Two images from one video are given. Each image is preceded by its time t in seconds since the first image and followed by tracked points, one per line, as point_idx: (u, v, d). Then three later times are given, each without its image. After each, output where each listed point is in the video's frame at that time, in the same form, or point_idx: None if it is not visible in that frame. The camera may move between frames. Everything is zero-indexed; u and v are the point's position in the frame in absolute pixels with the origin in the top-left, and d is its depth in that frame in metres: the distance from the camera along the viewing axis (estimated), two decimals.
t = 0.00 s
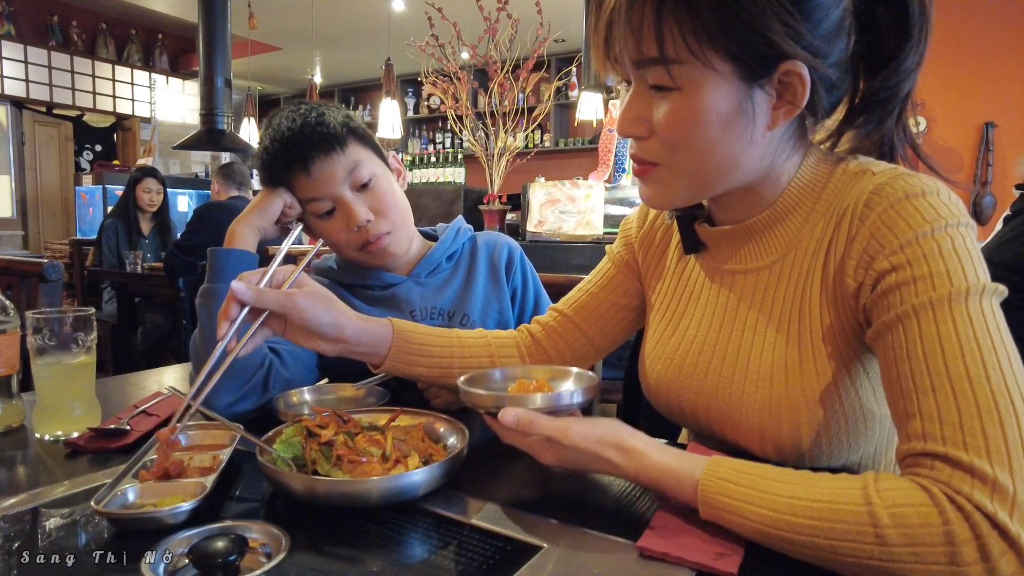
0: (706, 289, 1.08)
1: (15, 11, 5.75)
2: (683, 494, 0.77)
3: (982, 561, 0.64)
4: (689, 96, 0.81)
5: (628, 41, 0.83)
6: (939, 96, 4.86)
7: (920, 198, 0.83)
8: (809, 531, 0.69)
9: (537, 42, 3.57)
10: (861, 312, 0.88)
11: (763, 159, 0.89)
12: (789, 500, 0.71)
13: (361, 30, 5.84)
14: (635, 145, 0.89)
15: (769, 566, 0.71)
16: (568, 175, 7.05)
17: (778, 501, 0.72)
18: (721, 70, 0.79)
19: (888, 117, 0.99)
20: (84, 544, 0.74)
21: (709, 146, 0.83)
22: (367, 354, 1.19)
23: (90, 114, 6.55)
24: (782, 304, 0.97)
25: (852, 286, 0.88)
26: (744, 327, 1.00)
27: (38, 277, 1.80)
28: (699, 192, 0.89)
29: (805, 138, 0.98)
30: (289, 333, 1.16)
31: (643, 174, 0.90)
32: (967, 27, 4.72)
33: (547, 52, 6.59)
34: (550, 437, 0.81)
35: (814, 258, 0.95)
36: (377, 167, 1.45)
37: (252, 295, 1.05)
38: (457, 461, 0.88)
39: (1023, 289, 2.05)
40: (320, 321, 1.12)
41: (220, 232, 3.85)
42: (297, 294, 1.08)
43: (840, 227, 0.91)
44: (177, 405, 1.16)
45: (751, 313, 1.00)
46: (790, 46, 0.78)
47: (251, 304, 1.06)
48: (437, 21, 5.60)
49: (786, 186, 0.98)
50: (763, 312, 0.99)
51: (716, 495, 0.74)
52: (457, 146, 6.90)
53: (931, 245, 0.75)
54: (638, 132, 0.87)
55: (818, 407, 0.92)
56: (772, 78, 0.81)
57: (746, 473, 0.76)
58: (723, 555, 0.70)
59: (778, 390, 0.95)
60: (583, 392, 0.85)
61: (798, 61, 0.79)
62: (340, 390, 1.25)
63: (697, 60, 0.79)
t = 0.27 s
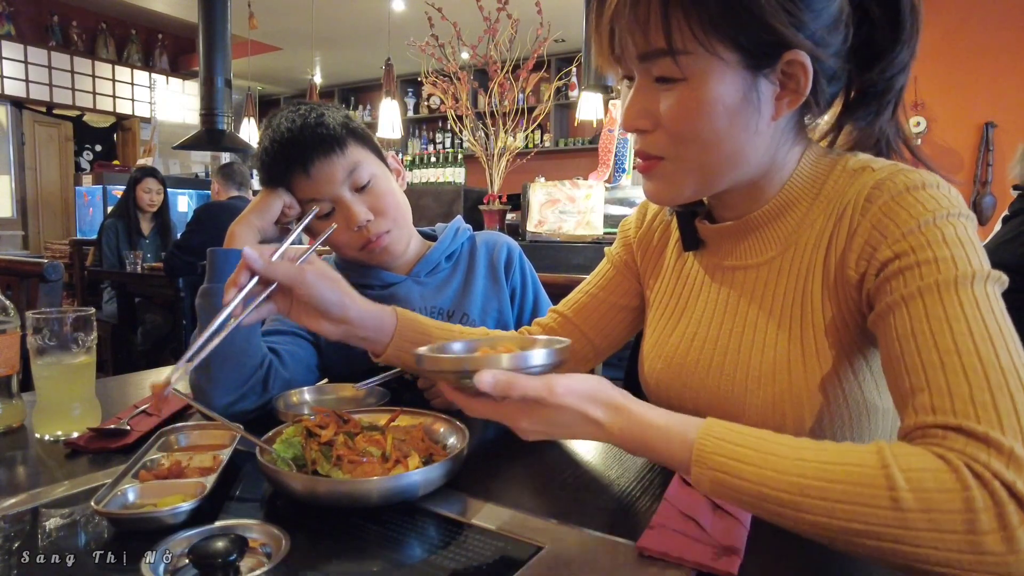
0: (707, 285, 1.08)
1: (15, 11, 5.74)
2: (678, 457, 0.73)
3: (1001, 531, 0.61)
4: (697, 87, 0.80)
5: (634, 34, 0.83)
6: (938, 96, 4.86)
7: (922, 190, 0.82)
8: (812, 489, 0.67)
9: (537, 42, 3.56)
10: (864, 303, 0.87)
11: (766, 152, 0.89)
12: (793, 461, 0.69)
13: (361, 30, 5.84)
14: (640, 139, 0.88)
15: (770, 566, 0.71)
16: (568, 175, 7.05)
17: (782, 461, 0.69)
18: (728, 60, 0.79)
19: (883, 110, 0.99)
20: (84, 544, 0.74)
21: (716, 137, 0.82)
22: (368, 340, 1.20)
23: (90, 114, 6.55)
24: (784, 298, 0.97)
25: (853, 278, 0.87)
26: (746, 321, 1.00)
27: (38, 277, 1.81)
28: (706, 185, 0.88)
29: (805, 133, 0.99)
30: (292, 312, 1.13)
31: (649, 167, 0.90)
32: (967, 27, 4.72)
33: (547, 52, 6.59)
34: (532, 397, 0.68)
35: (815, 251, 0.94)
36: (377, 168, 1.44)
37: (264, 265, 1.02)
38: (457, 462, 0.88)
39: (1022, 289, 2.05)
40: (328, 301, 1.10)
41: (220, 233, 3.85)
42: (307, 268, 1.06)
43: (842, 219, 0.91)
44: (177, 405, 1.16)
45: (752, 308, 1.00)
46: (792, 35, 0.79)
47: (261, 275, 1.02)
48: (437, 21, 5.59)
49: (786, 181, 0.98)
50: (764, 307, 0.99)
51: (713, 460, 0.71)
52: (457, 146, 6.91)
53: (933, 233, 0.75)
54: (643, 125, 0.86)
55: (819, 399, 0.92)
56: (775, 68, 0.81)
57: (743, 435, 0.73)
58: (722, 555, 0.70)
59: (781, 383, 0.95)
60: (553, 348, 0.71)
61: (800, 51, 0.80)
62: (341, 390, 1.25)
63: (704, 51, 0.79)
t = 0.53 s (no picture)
0: (704, 283, 1.08)
1: (15, 11, 5.74)
2: (626, 467, 0.70)
3: (955, 534, 0.60)
4: (719, 77, 0.79)
5: (653, 21, 0.81)
6: (938, 97, 4.86)
7: (919, 195, 0.82)
8: (787, 497, 0.64)
9: (537, 42, 3.56)
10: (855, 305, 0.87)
11: (773, 150, 0.88)
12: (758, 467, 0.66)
13: (361, 30, 5.84)
14: (651, 131, 0.85)
15: (769, 566, 0.71)
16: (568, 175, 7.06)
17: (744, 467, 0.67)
18: (750, 51, 0.78)
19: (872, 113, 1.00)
20: (84, 544, 0.74)
21: (734, 130, 0.81)
22: (422, 286, 1.14)
23: (90, 114, 6.55)
24: (778, 298, 0.97)
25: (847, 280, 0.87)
26: (740, 320, 1.00)
27: (38, 277, 1.81)
28: (717, 181, 0.86)
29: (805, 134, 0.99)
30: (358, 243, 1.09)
31: (661, 163, 0.87)
32: (967, 28, 4.72)
33: (547, 52, 6.59)
34: (469, 412, 0.65)
35: (809, 253, 0.94)
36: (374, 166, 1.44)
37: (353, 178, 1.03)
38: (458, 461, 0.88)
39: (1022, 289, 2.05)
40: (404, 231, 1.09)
41: (220, 232, 3.86)
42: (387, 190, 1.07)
43: (838, 221, 0.91)
44: (177, 405, 1.16)
45: (747, 307, 1.00)
46: (812, 31, 0.80)
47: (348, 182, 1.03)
48: (437, 21, 5.59)
49: (785, 182, 0.98)
50: (758, 306, 0.99)
51: (666, 470, 0.68)
52: (457, 146, 6.91)
53: (925, 237, 0.74)
54: (656, 116, 0.83)
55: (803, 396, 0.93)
56: (792, 64, 0.82)
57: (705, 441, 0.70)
58: (722, 555, 0.70)
59: (773, 383, 0.95)
60: (476, 361, 0.70)
61: (815, 48, 0.81)
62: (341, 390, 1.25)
63: (727, 40, 0.78)
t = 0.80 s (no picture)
0: (703, 287, 1.08)
1: (15, 11, 5.74)
2: (643, 483, 0.67)
3: (998, 542, 0.57)
4: (744, 77, 0.78)
5: (680, 16, 0.79)
6: (938, 97, 4.86)
7: (920, 199, 0.81)
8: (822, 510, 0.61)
9: (537, 42, 3.56)
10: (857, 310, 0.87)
11: (783, 153, 0.88)
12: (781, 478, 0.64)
13: (361, 30, 5.84)
14: (665, 131, 0.84)
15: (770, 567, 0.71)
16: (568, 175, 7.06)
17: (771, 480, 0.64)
18: (776, 52, 0.79)
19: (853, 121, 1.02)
20: (84, 544, 0.74)
21: (755, 132, 0.80)
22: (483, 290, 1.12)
23: (90, 114, 6.55)
24: (778, 301, 0.96)
25: (848, 284, 0.87)
26: (740, 324, 1.00)
27: (38, 277, 1.80)
28: (733, 183, 0.85)
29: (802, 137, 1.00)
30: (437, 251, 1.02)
31: (675, 166, 0.85)
32: (967, 28, 4.72)
33: (547, 51, 6.60)
34: (475, 426, 0.61)
35: (810, 256, 0.94)
36: (375, 168, 1.43)
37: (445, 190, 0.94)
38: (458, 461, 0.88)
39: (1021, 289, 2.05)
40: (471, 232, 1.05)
41: (221, 232, 3.86)
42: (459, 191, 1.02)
43: (838, 225, 0.90)
44: (177, 405, 1.16)
45: (746, 311, 1.00)
46: (827, 36, 0.83)
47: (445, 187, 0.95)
48: (436, 21, 5.59)
49: (783, 185, 0.98)
50: (758, 311, 0.99)
51: (684, 486, 0.65)
52: (457, 146, 6.91)
53: (929, 241, 0.74)
54: (673, 115, 0.82)
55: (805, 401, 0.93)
56: (809, 69, 0.84)
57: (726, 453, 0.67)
58: (721, 555, 0.70)
59: (774, 388, 0.95)
60: (478, 371, 0.67)
61: (830, 53, 0.84)
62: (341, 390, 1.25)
63: (755, 40, 0.77)
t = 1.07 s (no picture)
0: (704, 292, 1.08)
1: (15, 11, 5.74)
2: (714, 508, 0.65)
3: None
4: (760, 83, 0.78)
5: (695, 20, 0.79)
6: (938, 97, 4.86)
7: (929, 205, 0.82)
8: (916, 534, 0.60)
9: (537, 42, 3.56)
10: (870, 314, 0.87)
11: (788, 156, 0.88)
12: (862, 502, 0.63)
13: (360, 30, 5.84)
14: (675, 138, 0.82)
15: (771, 568, 0.71)
16: (568, 175, 7.06)
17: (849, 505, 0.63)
18: (789, 56, 0.80)
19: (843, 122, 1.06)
20: (84, 543, 0.74)
21: (768, 137, 0.80)
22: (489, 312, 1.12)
23: (90, 114, 6.54)
24: (783, 307, 0.97)
25: (860, 291, 0.87)
26: (744, 330, 1.00)
27: (38, 277, 1.80)
28: (744, 188, 0.85)
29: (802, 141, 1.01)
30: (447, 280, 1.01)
31: (684, 173, 0.84)
32: (967, 28, 4.72)
33: (547, 52, 6.60)
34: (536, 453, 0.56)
35: (819, 262, 0.94)
36: (375, 169, 1.44)
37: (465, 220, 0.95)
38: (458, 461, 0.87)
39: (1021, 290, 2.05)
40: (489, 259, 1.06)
41: (221, 232, 3.85)
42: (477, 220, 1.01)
43: (847, 231, 0.91)
44: (177, 404, 1.16)
45: (750, 317, 1.00)
46: (835, 40, 0.85)
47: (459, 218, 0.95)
48: (436, 21, 5.59)
49: (786, 191, 0.99)
50: (765, 316, 0.99)
51: (760, 513, 0.64)
52: (457, 146, 6.91)
53: (945, 248, 0.74)
54: (687, 122, 0.81)
55: (818, 407, 0.92)
56: (817, 72, 0.85)
57: (798, 477, 0.67)
58: (721, 556, 0.70)
59: (780, 394, 0.94)
60: (534, 394, 0.60)
61: (836, 55, 0.85)
62: (340, 390, 1.25)
63: (770, 44, 0.78)
